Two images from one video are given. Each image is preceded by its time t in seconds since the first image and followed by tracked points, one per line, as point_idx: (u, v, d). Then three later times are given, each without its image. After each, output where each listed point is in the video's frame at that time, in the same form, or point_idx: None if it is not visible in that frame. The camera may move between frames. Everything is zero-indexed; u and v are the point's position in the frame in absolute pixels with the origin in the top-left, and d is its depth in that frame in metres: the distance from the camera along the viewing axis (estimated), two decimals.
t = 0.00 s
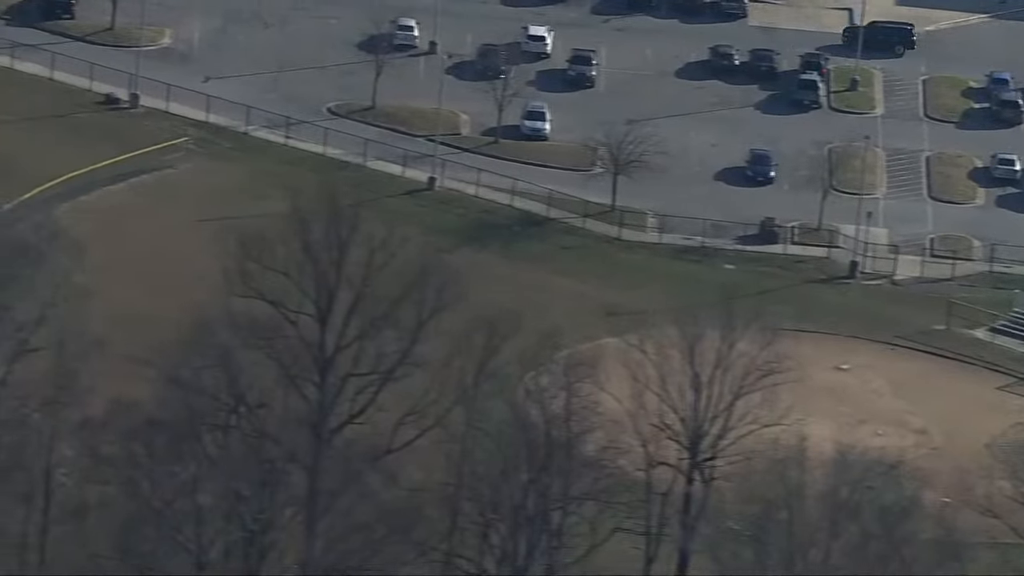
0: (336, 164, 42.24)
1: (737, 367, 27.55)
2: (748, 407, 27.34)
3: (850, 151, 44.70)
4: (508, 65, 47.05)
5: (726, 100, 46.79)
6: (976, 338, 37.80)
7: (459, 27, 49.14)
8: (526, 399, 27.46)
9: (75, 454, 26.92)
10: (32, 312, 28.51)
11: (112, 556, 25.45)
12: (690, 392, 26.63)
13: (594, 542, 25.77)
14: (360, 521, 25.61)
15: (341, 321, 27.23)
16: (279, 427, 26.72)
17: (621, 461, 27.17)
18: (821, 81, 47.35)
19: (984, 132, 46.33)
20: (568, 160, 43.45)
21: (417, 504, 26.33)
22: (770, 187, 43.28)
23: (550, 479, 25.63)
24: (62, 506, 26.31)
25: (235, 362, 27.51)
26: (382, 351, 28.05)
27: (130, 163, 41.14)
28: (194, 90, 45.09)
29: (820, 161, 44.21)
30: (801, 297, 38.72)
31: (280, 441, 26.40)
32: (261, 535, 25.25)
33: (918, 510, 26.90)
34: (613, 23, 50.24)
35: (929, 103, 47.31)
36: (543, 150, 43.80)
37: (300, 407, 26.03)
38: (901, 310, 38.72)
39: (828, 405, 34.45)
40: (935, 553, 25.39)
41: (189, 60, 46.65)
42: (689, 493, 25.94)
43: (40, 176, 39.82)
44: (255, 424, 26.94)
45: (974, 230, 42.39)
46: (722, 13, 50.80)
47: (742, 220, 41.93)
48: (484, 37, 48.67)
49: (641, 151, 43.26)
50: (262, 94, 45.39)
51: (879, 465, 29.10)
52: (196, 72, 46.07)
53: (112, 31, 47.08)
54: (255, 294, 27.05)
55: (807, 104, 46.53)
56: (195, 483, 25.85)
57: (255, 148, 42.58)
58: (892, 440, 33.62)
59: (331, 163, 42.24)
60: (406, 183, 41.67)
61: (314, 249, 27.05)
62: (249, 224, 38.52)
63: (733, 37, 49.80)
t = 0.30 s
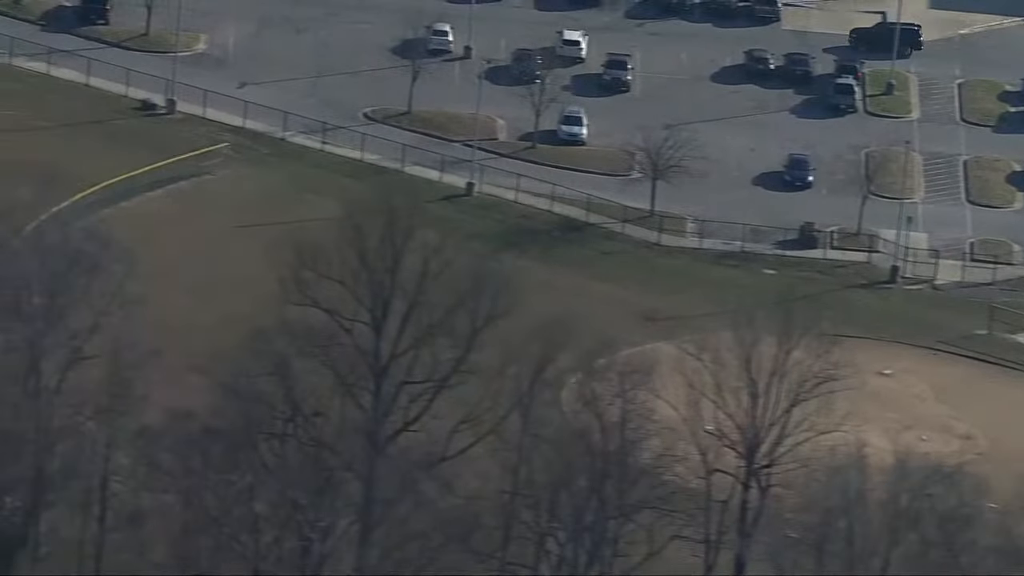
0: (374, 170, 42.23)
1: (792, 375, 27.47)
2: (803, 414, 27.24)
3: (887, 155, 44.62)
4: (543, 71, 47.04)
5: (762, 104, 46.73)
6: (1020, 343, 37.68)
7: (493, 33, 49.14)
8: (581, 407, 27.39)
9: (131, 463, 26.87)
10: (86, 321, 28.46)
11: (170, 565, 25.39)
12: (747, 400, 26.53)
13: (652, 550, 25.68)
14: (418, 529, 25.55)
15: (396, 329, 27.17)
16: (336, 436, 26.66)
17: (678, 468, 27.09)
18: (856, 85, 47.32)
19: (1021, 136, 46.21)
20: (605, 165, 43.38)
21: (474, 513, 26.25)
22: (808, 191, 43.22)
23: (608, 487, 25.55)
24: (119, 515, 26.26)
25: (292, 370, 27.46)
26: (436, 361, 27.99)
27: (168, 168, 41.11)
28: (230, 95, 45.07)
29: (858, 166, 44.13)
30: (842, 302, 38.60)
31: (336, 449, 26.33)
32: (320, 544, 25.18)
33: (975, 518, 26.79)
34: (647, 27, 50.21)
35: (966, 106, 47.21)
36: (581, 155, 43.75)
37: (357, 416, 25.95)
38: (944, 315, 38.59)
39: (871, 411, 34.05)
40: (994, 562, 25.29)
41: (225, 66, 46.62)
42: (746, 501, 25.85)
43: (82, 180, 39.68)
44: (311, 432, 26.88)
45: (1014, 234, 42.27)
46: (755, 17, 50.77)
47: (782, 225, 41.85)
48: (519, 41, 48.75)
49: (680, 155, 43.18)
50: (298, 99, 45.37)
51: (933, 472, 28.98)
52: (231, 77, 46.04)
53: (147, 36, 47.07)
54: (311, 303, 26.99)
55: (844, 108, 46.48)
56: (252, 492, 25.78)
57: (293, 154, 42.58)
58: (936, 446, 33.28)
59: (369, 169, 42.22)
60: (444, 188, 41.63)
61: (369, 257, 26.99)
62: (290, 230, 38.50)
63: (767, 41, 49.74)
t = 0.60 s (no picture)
0: (404, 176, 42.21)
1: (840, 383, 27.40)
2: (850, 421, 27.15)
3: (917, 160, 44.57)
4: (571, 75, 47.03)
5: (790, 109, 46.72)
6: None
7: (520, 38, 49.14)
8: (629, 415, 27.32)
9: (179, 471, 26.82)
10: (132, 329, 28.41)
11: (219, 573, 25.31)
12: (797, 407, 26.45)
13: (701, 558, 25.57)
14: (468, 536, 25.48)
15: (442, 337, 27.10)
16: (384, 444, 26.61)
17: (727, 475, 27.00)
18: (884, 89, 47.31)
19: None
20: (635, 170, 43.32)
21: (524, 520, 26.18)
22: (838, 195, 43.19)
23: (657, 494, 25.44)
24: (168, 524, 26.21)
25: (339, 378, 27.42)
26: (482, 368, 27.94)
27: (199, 175, 41.06)
28: (259, 101, 45.03)
29: (888, 170, 44.08)
30: (876, 307, 38.51)
31: (385, 457, 26.27)
32: (369, 553, 25.11)
33: None
34: (673, 31, 50.21)
35: (994, 110, 47.13)
36: (610, 160, 43.72)
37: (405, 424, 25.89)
38: (978, 319, 38.47)
39: (906, 416, 33.55)
40: None
41: (252, 71, 46.57)
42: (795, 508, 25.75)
43: (115, 187, 39.61)
44: (358, 440, 26.82)
45: None
46: (780, 21, 50.75)
47: (814, 230, 41.79)
48: (546, 45, 48.81)
49: (712, 160, 43.12)
50: (327, 104, 45.35)
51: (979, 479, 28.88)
52: (260, 83, 45.98)
53: (175, 42, 47.03)
54: (358, 312, 26.96)
55: (872, 112, 46.49)
56: (301, 500, 25.71)
57: (324, 160, 42.57)
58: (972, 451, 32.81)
59: (400, 175, 42.20)
60: (475, 194, 41.57)
61: (416, 265, 26.97)
62: (322, 237, 38.45)
63: (793, 44, 49.74)
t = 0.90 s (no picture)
0: (431, 182, 42.19)
1: (884, 391, 27.35)
2: (894, 430, 27.08)
3: (943, 165, 44.55)
4: (594, 81, 46.99)
5: (814, 114, 46.70)
6: None
7: (543, 43, 49.10)
8: (674, 423, 27.24)
9: (222, 480, 26.75)
10: (172, 338, 28.36)
11: None
12: (843, 415, 26.37)
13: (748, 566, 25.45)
14: (515, 545, 25.40)
15: (486, 345, 27.02)
16: (428, 453, 26.53)
17: (773, 483, 26.91)
18: (908, 94, 47.30)
19: None
20: (662, 176, 43.26)
21: (570, 529, 26.10)
22: (865, 201, 43.12)
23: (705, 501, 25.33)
24: (212, 533, 26.14)
25: (382, 387, 27.35)
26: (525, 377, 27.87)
27: (227, 182, 41.02)
28: (284, 107, 44.98)
29: (914, 176, 44.06)
30: (907, 313, 38.45)
31: (429, 465, 26.18)
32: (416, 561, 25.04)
33: None
34: (696, 36, 50.15)
35: (1019, 115, 47.10)
36: (637, 166, 43.67)
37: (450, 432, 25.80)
38: (1009, 325, 38.40)
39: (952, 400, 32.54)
40: None
41: (276, 77, 46.50)
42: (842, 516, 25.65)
43: (143, 193, 39.56)
44: (402, 449, 26.75)
45: None
46: (802, 26, 50.69)
47: (842, 235, 41.72)
48: (569, 51, 48.76)
49: (740, 166, 43.05)
50: (352, 111, 45.31)
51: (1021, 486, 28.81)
52: (284, 89, 45.95)
53: (198, 48, 46.98)
54: (401, 320, 26.88)
55: (897, 117, 46.44)
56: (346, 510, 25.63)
57: (350, 167, 42.54)
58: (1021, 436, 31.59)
59: (426, 182, 42.18)
60: (503, 200, 41.52)
61: (460, 273, 26.91)
62: (352, 245, 38.44)
63: (815, 49, 49.68)
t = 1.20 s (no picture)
0: (463, 189, 42.17)
1: (934, 400, 27.26)
2: (944, 438, 26.97)
3: (974, 171, 44.49)
4: (623, 87, 46.97)
5: (844, 120, 46.64)
6: None
7: (571, 49, 49.09)
8: (724, 432, 27.16)
9: (271, 490, 26.67)
10: (219, 348, 28.32)
11: None
12: (895, 424, 26.30)
13: None
14: (567, 554, 25.32)
15: (535, 354, 26.93)
16: (478, 462, 26.43)
17: (825, 493, 26.80)
18: (938, 100, 47.23)
19: None
20: (694, 184, 43.20)
21: (621, 538, 26.01)
22: (897, 207, 43.05)
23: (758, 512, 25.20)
24: (261, 542, 26.04)
25: (431, 396, 27.29)
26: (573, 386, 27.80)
27: (259, 190, 40.97)
28: (314, 115, 44.98)
29: (945, 183, 44.00)
30: (944, 318, 38.32)
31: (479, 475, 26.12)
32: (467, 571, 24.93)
33: None
34: (723, 41, 50.10)
35: None
36: (668, 172, 43.62)
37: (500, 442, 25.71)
38: None
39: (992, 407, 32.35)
40: None
41: (305, 84, 46.48)
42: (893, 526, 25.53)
43: (175, 202, 39.52)
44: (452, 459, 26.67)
45: None
46: (828, 32, 50.64)
47: (875, 242, 41.63)
48: (597, 57, 48.72)
49: (773, 172, 42.95)
50: (383, 118, 45.32)
51: None
52: (313, 96, 45.94)
53: (226, 55, 46.94)
54: (451, 328, 26.82)
55: (926, 123, 46.37)
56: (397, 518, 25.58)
57: (382, 174, 42.50)
58: None
59: (458, 188, 42.15)
60: (535, 207, 41.45)
61: (511, 282, 26.85)
62: (386, 254, 38.44)
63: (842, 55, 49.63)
